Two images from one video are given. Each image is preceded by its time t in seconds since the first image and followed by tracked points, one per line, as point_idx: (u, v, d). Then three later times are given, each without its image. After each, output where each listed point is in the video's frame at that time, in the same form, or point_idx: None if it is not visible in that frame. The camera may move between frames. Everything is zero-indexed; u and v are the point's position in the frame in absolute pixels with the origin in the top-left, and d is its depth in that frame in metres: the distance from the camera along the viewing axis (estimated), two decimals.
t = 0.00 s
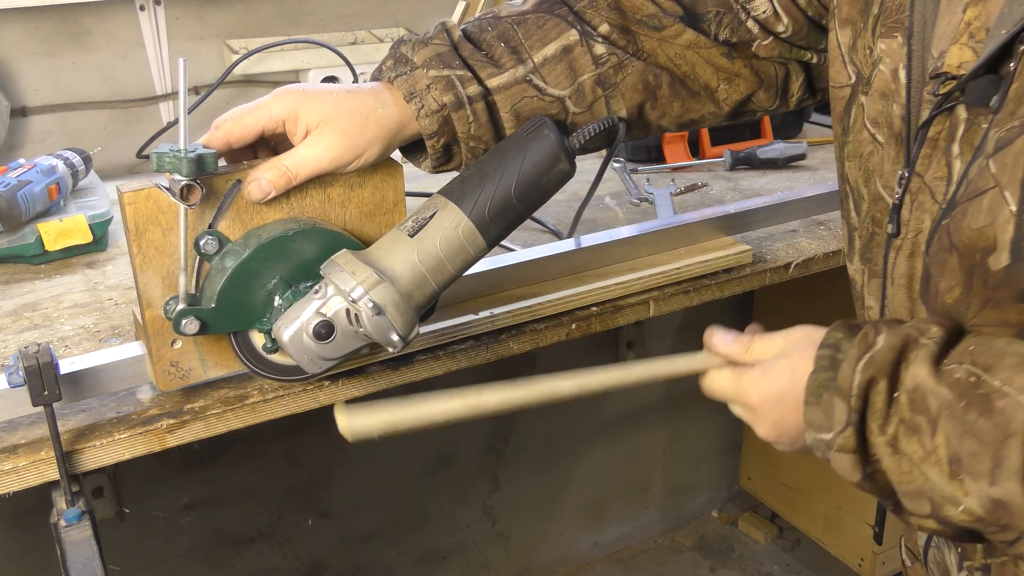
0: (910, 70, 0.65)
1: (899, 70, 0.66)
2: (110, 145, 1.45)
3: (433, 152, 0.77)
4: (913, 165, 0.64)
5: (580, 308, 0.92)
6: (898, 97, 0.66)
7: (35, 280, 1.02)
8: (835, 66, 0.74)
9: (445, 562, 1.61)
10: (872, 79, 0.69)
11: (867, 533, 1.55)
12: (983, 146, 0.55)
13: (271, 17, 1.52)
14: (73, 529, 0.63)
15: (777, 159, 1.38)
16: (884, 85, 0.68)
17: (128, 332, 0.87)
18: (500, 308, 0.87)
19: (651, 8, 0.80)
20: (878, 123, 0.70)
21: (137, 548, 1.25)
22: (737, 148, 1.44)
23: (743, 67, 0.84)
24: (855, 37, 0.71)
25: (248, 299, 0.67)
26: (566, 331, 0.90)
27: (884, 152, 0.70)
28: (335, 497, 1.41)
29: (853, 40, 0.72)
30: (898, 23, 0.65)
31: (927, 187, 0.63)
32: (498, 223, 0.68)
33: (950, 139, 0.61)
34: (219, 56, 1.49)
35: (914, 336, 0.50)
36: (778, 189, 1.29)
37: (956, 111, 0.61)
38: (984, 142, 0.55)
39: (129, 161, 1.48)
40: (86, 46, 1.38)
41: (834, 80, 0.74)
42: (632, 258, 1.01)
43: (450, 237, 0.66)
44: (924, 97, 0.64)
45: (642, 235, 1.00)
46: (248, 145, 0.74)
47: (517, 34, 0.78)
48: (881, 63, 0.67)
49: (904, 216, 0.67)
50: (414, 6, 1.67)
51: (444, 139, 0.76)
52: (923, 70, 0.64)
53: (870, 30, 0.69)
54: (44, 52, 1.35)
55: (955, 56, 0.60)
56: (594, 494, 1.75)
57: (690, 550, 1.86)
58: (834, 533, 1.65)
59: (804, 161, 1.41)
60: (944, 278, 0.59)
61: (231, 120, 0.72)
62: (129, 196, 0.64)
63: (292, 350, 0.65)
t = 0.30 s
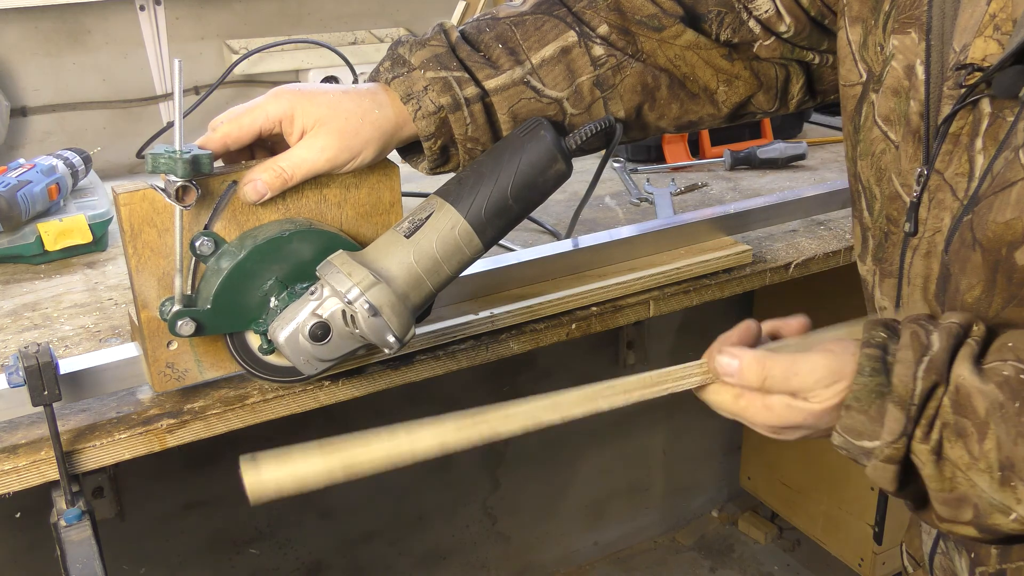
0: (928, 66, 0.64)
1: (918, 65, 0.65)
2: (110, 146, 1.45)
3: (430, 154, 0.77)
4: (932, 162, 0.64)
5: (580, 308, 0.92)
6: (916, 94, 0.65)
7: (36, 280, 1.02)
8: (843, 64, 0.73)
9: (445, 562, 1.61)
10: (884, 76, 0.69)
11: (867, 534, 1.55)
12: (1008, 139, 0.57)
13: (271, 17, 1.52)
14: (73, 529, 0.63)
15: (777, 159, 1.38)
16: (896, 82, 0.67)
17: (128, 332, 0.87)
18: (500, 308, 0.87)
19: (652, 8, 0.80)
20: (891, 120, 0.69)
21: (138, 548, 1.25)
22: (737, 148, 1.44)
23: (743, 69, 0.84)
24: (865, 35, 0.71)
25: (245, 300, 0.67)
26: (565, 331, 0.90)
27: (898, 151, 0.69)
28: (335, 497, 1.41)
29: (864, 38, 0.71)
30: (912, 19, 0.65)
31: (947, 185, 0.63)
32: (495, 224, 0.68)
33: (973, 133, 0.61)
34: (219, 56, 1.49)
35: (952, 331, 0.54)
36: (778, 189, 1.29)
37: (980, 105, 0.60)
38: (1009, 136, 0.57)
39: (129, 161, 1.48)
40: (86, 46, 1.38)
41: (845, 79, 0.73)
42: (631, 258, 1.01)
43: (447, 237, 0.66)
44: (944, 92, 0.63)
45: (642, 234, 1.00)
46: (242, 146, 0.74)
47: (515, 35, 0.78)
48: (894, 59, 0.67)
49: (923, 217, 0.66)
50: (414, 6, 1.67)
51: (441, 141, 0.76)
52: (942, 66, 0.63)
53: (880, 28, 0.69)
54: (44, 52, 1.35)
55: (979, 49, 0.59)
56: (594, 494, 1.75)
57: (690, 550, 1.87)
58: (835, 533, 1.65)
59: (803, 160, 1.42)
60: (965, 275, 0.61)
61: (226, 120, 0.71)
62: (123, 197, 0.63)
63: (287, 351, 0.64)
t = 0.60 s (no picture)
0: (943, 67, 0.64)
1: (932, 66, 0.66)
2: (110, 146, 1.45)
3: (428, 154, 0.78)
4: (949, 165, 0.64)
5: (581, 309, 0.91)
6: (931, 96, 0.66)
7: (36, 280, 1.02)
8: (854, 67, 0.74)
9: (445, 562, 1.61)
10: (894, 78, 0.70)
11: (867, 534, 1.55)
12: None
13: (271, 17, 1.52)
14: (73, 529, 0.63)
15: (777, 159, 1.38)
16: (907, 83, 0.68)
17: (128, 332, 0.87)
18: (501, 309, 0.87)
19: (648, 7, 0.79)
20: (901, 121, 0.70)
21: (138, 548, 1.25)
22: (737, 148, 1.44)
23: (739, 68, 0.84)
24: (875, 36, 0.71)
25: (241, 301, 0.67)
26: (565, 331, 0.89)
27: (910, 153, 0.71)
28: (335, 497, 1.41)
29: (873, 40, 0.71)
30: (925, 20, 0.66)
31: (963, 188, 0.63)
32: (492, 226, 0.68)
33: (992, 137, 0.61)
34: (219, 56, 1.49)
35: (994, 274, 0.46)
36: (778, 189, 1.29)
37: (999, 109, 0.60)
38: None
39: (129, 161, 1.47)
40: (86, 46, 1.38)
41: (855, 81, 0.75)
42: (632, 258, 1.01)
43: (443, 239, 0.66)
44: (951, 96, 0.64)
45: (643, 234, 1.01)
46: (240, 148, 0.74)
47: (512, 35, 0.78)
48: (906, 62, 0.68)
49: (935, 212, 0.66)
50: (414, 6, 1.68)
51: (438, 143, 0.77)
52: (958, 67, 0.64)
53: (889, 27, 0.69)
54: (44, 53, 1.35)
55: (999, 51, 0.60)
56: (594, 494, 1.76)
57: (690, 550, 1.87)
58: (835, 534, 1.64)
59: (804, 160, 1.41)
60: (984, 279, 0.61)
61: (224, 122, 0.71)
62: (119, 198, 0.63)
63: (284, 353, 0.64)
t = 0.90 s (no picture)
0: (922, 51, 0.65)
1: (912, 54, 0.66)
2: (110, 146, 1.45)
3: (421, 137, 0.76)
4: (927, 149, 0.66)
5: (580, 309, 0.92)
6: (911, 82, 0.67)
7: (35, 280, 1.02)
8: (844, 53, 0.72)
9: (445, 562, 1.61)
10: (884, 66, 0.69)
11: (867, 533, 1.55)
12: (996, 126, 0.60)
13: (271, 17, 1.52)
14: (73, 529, 0.63)
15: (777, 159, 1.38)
16: (896, 70, 0.68)
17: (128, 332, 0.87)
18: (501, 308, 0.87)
19: None
20: (891, 109, 0.69)
21: (137, 547, 1.25)
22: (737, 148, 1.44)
23: (710, 43, 0.81)
24: (871, 23, 0.69)
25: (238, 302, 0.67)
26: (566, 331, 0.89)
27: (895, 138, 0.70)
28: (335, 497, 1.41)
29: (868, 26, 0.70)
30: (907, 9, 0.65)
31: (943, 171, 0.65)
32: (490, 227, 0.68)
33: (965, 119, 0.63)
34: (219, 56, 1.49)
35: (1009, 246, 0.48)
36: (778, 189, 1.29)
37: (971, 90, 0.62)
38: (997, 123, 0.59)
39: (129, 161, 1.47)
40: (87, 46, 1.38)
41: (845, 67, 0.72)
42: (632, 258, 1.01)
43: (441, 240, 0.66)
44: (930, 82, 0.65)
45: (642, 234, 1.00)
46: (236, 154, 0.73)
47: (500, 6, 0.75)
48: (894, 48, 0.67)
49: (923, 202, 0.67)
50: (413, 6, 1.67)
51: (432, 124, 0.75)
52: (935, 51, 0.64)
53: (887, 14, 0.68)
54: (44, 52, 1.35)
55: (967, 34, 0.61)
56: (594, 494, 1.76)
57: (690, 550, 1.87)
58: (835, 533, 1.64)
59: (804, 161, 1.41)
60: (961, 259, 0.63)
61: (217, 127, 0.71)
62: (117, 199, 0.63)
63: (281, 354, 0.64)
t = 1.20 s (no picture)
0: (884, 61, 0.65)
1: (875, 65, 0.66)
2: (110, 146, 1.45)
3: (420, 134, 0.76)
4: (888, 158, 0.65)
5: (580, 309, 0.91)
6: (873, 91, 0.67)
7: (35, 281, 1.01)
8: (827, 57, 0.71)
9: (445, 562, 1.61)
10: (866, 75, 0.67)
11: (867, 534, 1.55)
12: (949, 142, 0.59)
13: (271, 17, 1.52)
14: (73, 529, 0.63)
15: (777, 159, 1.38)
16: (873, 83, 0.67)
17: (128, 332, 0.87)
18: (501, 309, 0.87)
19: None
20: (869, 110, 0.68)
21: (137, 547, 1.25)
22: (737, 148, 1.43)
23: (699, 35, 0.82)
24: (853, 29, 0.68)
25: (235, 303, 0.67)
26: (566, 331, 0.89)
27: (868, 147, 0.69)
28: (335, 497, 1.41)
29: (851, 32, 0.68)
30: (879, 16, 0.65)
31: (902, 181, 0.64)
32: (486, 227, 0.68)
33: (920, 133, 0.63)
34: (219, 56, 1.49)
35: None
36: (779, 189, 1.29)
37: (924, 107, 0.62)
38: (951, 138, 0.59)
39: (129, 161, 1.47)
40: (87, 46, 1.38)
41: (827, 73, 0.72)
42: (632, 258, 1.01)
43: (438, 240, 0.66)
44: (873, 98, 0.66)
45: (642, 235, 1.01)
46: (233, 154, 0.73)
47: None
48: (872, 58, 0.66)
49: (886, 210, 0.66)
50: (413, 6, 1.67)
51: (430, 121, 0.75)
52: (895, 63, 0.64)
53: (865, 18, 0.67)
54: (44, 52, 1.35)
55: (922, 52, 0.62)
56: (594, 494, 1.76)
57: (690, 550, 1.87)
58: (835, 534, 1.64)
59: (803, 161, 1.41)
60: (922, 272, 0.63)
61: (213, 128, 0.71)
62: (113, 199, 0.63)
63: (278, 354, 0.64)
